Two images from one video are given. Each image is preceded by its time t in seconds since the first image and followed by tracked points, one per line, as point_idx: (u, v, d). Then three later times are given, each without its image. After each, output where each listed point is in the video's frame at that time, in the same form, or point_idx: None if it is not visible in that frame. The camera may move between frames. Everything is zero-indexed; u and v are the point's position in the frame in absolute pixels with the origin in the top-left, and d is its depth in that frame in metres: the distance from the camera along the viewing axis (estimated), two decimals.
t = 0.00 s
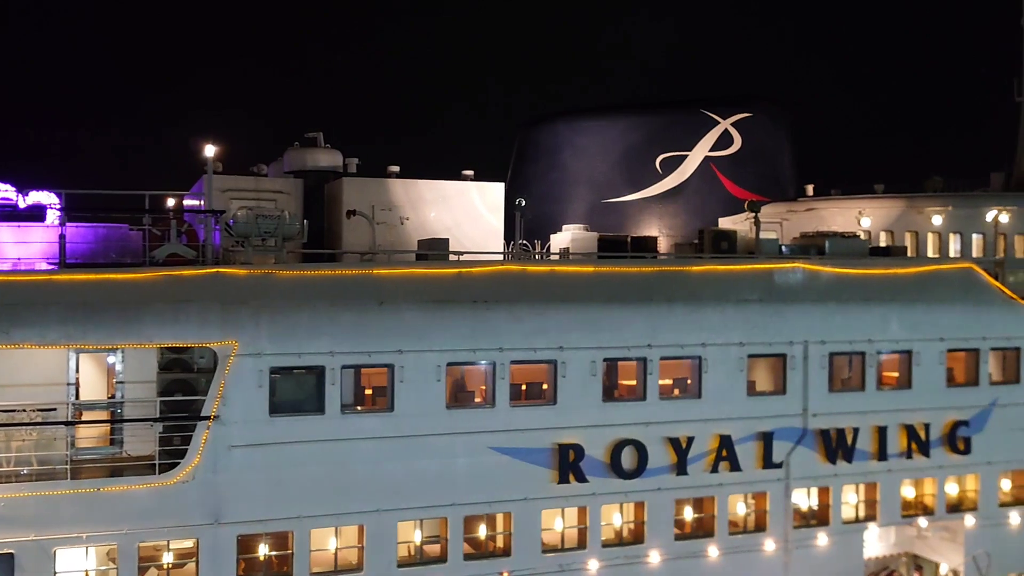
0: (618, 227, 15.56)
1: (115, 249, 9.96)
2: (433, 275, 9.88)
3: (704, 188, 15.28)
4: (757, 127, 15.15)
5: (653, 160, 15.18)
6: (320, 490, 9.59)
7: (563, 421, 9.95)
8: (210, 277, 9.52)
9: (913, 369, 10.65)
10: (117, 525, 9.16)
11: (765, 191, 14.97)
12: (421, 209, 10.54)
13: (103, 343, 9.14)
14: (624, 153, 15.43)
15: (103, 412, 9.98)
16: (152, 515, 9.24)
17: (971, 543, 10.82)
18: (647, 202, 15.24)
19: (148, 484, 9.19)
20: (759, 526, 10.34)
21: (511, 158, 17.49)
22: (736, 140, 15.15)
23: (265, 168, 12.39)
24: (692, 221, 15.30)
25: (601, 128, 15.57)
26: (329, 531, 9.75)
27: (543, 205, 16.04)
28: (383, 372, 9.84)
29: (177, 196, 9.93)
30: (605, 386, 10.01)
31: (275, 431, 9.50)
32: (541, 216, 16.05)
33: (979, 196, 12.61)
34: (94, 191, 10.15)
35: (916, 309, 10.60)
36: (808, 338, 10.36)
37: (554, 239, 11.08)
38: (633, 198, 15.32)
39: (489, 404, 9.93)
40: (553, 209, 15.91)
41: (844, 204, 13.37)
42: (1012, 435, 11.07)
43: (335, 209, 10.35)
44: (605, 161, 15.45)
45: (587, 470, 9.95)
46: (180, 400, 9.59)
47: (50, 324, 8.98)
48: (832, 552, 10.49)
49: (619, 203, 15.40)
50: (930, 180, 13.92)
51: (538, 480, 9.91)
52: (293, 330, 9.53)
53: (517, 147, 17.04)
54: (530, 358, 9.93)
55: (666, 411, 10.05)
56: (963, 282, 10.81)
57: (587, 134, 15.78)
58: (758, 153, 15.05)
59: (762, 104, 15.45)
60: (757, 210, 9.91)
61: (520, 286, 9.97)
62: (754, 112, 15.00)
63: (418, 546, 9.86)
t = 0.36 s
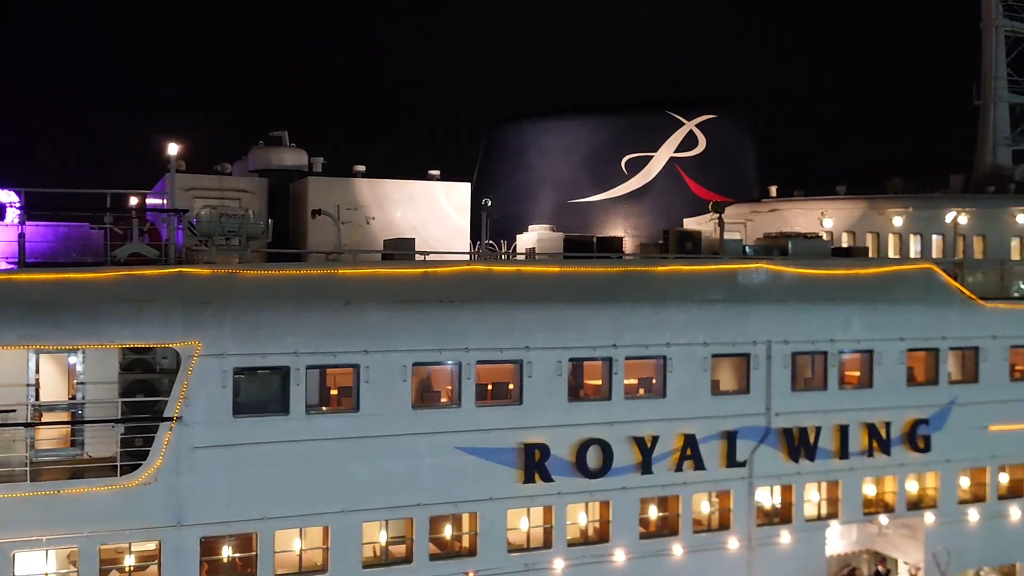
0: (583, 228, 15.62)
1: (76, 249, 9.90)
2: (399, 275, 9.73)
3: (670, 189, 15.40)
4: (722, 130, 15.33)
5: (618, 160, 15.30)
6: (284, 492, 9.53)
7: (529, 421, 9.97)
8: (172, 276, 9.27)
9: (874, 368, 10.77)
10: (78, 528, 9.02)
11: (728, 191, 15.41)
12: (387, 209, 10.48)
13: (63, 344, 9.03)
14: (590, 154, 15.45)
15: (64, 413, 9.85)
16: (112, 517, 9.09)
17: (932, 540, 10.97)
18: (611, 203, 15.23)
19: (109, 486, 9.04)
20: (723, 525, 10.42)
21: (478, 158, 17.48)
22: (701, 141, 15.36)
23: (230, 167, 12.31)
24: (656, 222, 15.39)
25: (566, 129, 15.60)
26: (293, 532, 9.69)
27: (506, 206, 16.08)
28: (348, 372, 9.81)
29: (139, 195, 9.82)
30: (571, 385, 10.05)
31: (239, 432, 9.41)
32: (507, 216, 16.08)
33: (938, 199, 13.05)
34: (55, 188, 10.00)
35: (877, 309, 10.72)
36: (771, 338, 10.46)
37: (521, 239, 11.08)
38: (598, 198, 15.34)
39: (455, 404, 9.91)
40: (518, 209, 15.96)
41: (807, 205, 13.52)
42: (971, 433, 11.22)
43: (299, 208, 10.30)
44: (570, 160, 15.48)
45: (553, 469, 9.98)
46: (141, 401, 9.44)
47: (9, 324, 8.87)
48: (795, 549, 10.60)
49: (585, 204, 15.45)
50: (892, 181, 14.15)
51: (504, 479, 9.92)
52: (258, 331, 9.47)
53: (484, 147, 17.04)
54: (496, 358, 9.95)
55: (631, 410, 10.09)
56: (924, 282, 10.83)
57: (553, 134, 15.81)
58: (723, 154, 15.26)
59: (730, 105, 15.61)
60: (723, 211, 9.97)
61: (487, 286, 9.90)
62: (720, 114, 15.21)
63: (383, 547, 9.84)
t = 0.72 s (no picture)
0: (550, 227, 15.81)
1: (36, 246, 9.77)
2: (365, 273, 9.65)
3: (636, 188, 15.46)
4: (686, 130, 15.29)
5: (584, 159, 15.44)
6: (248, 492, 9.44)
7: (494, 420, 9.97)
8: (135, 275, 9.13)
9: (836, 367, 10.88)
10: (37, 529, 8.83)
11: (694, 190, 15.28)
12: (353, 207, 10.42)
13: (23, 343, 8.87)
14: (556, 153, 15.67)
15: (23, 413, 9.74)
16: (73, 519, 8.91)
17: (892, 537, 11.13)
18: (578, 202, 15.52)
19: (69, 487, 8.85)
20: (687, 522, 10.48)
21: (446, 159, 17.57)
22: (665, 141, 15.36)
23: (195, 164, 12.21)
24: (622, 221, 15.50)
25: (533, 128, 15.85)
26: (257, 533, 9.60)
27: (473, 205, 16.26)
28: (313, 371, 9.74)
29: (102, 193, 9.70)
30: (537, 384, 10.07)
31: (202, 432, 9.31)
32: (474, 215, 16.27)
33: (900, 200, 13.27)
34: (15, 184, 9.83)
35: (839, 309, 10.84)
36: (735, 337, 10.55)
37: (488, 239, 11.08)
38: (564, 197, 15.53)
39: (421, 403, 9.90)
40: (486, 208, 16.13)
41: (770, 205, 13.49)
42: (931, 431, 11.37)
43: (264, 206, 10.23)
44: (536, 160, 15.67)
45: (519, 468, 9.99)
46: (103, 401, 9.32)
47: None
48: (758, 546, 10.69)
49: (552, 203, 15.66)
50: (855, 181, 14.37)
51: (469, 479, 9.92)
52: (222, 330, 9.38)
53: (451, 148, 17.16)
54: (462, 357, 9.94)
55: (596, 409, 10.13)
56: (886, 281, 10.95)
57: (519, 133, 15.96)
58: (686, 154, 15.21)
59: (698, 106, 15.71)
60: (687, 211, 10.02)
61: (453, 285, 9.88)
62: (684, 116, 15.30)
63: (348, 546, 9.80)
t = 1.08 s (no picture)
0: (515, 225, 15.76)
1: None
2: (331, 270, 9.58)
3: (602, 185, 15.56)
4: (653, 128, 15.55)
5: (550, 157, 15.51)
6: (211, 489, 9.34)
7: (460, 417, 9.98)
8: (95, 270, 8.97)
9: (798, 363, 11.01)
10: None
11: (658, 189, 15.59)
12: (318, 203, 10.38)
13: None
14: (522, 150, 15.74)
15: None
16: (31, 518, 8.75)
17: (852, 531, 11.31)
18: (542, 198, 15.54)
19: (28, 485, 8.70)
20: (651, 517, 10.57)
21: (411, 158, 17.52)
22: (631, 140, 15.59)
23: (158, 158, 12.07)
24: (588, 219, 15.60)
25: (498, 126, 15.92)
26: (220, 530, 9.51)
27: (439, 201, 16.21)
28: (277, 368, 9.66)
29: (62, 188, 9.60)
30: (502, 381, 10.10)
31: (164, 430, 9.20)
32: (439, 212, 16.21)
33: (861, 199, 13.46)
34: None
35: (801, 306, 10.97)
36: (699, 334, 10.63)
37: (453, 235, 11.15)
38: (529, 196, 15.57)
39: (386, 400, 9.89)
40: (451, 205, 16.08)
41: (732, 202, 13.67)
42: (890, 426, 11.54)
43: (228, 202, 10.21)
44: (501, 157, 15.66)
45: (484, 465, 10.00)
46: (63, 397, 9.14)
47: None
48: (720, 541, 10.80)
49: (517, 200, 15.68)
50: (818, 181, 14.53)
51: (434, 475, 9.92)
52: (185, 326, 9.27)
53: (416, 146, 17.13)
54: (427, 354, 9.94)
55: (561, 405, 10.18)
56: (847, 279, 11.08)
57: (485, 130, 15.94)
58: (655, 153, 15.53)
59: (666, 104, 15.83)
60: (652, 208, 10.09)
61: (419, 281, 9.85)
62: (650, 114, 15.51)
63: (312, 544, 9.78)
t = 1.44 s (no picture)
0: (479, 221, 15.59)
1: None
2: (293, 265, 9.50)
3: (565, 181, 15.73)
4: (615, 124, 16.06)
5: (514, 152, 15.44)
6: (170, 487, 9.18)
7: (422, 413, 9.96)
8: (51, 264, 8.72)
9: (757, 358, 11.15)
10: None
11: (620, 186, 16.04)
12: (279, 198, 10.37)
13: None
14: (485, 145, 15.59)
15: None
16: None
17: (810, 525, 11.48)
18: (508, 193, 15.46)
19: None
20: (612, 512, 10.63)
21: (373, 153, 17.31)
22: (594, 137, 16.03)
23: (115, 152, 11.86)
24: (551, 215, 15.72)
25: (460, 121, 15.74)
26: (179, 528, 9.34)
27: (403, 197, 16.03)
28: (237, 364, 9.54)
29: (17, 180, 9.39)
30: (464, 376, 10.10)
31: (122, 426, 9.01)
32: (404, 207, 16.04)
33: (820, 197, 13.82)
34: None
35: (760, 302, 11.08)
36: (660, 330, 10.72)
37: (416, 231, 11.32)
38: (494, 191, 15.44)
39: (347, 396, 9.82)
40: (415, 200, 15.90)
41: (694, 199, 13.75)
42: (849, 421, 11.69)
43: (187, 196, 10.12)
44: (465, 152, 15.50)
45: (446, 460, 10.01)
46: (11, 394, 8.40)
47: None
48: (681, 535, 10.89)
49: (480, 196, 15.54)
50: (777, 179, 14.69)
51: (396, 471, 9.90)
52: (143, 321, 9.11)
53: (379, 142, 16.94)
54: (389, 350, 9.90)
55: (523, 400, 10.21)
56: (806, 276, 11.24)
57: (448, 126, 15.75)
58: (617, 150, 16.01)
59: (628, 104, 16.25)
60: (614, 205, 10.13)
61: (381, 277, 9.80)
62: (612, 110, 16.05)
63: (273, 541, 9.65)
